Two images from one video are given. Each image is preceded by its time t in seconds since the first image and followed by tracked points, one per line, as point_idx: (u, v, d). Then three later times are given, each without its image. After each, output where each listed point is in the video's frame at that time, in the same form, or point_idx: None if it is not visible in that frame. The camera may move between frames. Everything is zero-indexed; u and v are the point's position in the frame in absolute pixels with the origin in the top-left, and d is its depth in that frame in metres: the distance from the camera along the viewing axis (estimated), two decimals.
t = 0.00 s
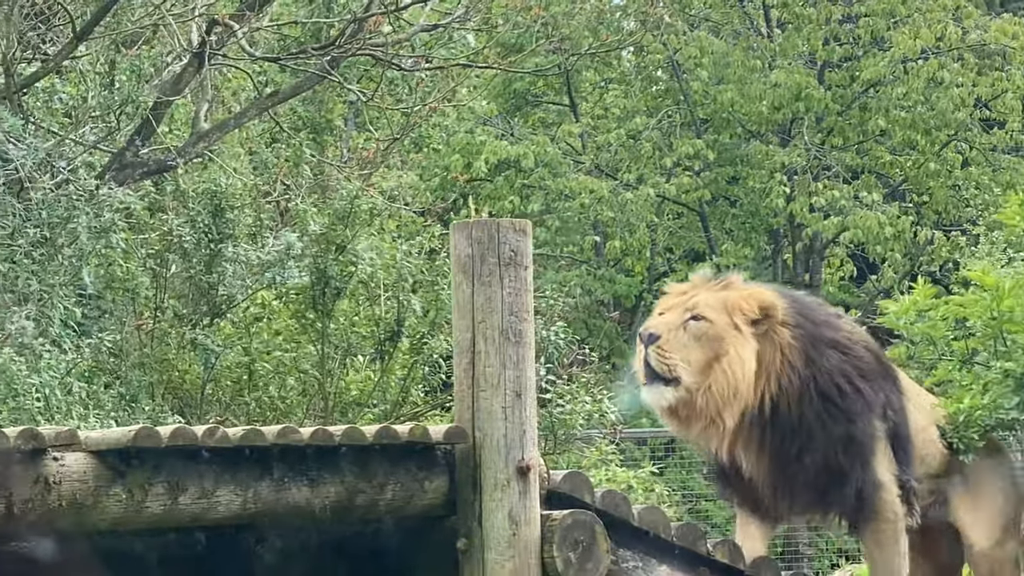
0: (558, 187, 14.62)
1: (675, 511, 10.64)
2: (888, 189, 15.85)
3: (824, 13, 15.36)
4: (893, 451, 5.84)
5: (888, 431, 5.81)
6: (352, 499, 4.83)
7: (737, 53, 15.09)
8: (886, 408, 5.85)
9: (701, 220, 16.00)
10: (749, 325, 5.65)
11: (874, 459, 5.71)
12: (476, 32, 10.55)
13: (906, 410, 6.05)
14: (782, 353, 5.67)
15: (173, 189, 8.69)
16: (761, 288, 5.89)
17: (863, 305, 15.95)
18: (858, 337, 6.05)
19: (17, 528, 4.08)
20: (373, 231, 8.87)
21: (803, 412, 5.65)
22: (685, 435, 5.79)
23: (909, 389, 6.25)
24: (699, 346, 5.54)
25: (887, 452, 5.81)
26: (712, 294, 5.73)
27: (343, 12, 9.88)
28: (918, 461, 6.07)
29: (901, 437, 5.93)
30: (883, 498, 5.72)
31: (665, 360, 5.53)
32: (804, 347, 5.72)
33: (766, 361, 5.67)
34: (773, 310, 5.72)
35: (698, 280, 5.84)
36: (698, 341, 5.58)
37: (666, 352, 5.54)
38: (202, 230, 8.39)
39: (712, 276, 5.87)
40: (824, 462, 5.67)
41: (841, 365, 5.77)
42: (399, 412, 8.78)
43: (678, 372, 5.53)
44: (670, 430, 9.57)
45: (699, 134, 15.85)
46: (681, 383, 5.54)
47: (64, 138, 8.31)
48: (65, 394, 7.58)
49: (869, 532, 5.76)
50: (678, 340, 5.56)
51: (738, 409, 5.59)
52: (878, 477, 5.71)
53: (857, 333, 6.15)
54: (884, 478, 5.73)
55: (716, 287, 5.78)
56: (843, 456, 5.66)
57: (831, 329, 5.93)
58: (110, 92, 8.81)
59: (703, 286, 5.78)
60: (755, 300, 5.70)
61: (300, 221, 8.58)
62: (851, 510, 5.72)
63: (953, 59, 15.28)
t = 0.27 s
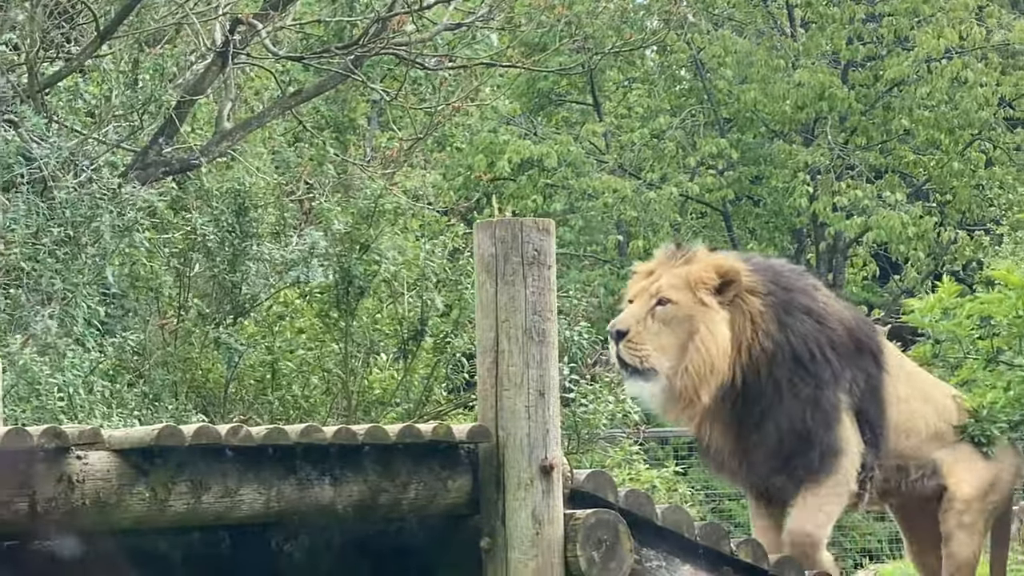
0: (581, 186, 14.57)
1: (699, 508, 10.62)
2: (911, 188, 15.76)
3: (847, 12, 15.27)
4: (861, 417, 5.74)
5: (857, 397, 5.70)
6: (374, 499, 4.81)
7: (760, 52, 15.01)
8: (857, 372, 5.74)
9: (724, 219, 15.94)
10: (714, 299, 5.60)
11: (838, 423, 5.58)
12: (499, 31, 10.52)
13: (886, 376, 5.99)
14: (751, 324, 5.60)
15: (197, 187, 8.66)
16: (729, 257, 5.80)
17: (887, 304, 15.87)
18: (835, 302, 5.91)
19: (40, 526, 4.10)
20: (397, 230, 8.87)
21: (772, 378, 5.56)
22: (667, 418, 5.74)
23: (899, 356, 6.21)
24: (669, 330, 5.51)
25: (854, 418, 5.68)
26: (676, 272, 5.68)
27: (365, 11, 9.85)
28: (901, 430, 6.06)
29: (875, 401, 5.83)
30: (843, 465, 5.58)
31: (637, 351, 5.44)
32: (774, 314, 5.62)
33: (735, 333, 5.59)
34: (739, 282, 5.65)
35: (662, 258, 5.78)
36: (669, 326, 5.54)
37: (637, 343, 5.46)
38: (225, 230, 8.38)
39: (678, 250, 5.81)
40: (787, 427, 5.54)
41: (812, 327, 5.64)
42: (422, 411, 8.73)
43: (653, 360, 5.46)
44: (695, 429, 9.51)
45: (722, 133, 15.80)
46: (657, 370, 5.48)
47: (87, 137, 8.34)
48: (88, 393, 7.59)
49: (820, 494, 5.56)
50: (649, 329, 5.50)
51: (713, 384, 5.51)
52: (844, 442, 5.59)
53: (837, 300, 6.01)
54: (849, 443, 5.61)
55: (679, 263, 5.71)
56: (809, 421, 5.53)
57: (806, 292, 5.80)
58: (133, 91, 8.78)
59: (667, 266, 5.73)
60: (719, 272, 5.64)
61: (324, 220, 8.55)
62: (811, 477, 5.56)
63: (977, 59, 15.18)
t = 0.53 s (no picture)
0: (596, 190, 14.51)
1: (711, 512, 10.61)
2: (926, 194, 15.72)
3: (863, 17, 15.23)
4: (840, 397, 5.67)
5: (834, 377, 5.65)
6: (391, 504, 4.79)
7: (775, 57, 14.95)
8: (836, 352, 5.70)
9: (739, 223, 15.88)
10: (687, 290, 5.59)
11: (812, 406, 5.55)
12: (516, 36, 10.52)
13: (873, 357, 5.83)
14: (725, 311, 5.58)
15: (214, 190, 8.64)
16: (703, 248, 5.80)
17: (902, 308, 15.82)
18: (815, 285, 5.88)
19: (56, 530, 4.09)
20: (413, 235, 8.82)
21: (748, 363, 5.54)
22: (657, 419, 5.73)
23: (892, 337, 6.04)
24: (648, 329, 5.51)
25: (831, 399, 5.63)
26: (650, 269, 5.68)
27: (380, 15, 9.92)
28: (897, 417, 5.83)
29: (858, 381, 5.73)
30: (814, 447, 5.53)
31: (618, 354, 5.43)
32: (747, 299, 5.61)
33: (711, 323, 5.58)
34: (711, 273, 5.65)
35: (636, 255, 5.79)
36: (648, 325, 5.54)
37: (617, 346, 5.44)
38: (242, 233, 8.40)
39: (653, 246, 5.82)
40: (759, 411, 5.52)
41: (786, 308, 5.63)
42: (438, 415, 8.71)
43: (636, 361, 5.46)
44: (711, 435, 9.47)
45: (738, 138, 15.77)
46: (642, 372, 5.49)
47: (103, 140, 8.39)
48: (104, 396, 7.59)
49: (790, 478, 5.50)
50: (628, 331, 5.50)
51: (695, 378, 5.48)
52: (816, 423, 5.54)
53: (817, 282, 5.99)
54: (823, 424, 5.54)
55: (652, 258, 5.71)
56: (782, 404, 5.52)
57: (783, 276, 5.79)
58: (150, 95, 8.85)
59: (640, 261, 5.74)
60: (689, 263, 5.64)
61: (341, 224, 8.54)
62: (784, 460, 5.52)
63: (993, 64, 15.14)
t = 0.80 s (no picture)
0: (607, 199, 14.46)
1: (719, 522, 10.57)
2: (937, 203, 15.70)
3: (873, 26, 15.19)
4: (841, 395, 5.61)
5: (832, 374, 5.59)
6: (403, 514, 4.77)
7: (786, 66, 14.92)
8: (835, 349, 5.64)
9: (748, 232, 15.85)
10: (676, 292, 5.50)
11: (812, 404, 5.48)
12: (528, 45, 10.51)
13: (872, 355, 5.82)
14: (715, 313, 5.49)
15: (224, 198, 8.70)
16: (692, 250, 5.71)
17: (912, 317, 15.76)
18: (808, 282, 5.84)
19: (68, 540, 4.07)
20: (423, 244, 8.78)
21: (741, 364, 5.45)
22: (646, 423, 5.60)
23: (890, 334, 6.05)
24: (635, 333, 5.41)
25: (832, 396, 5.57)
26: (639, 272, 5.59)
27: (391, 23, 9.92)
28: (897, 417, 5.86)
29: (859, 378, 5.68)
30: (816, 447, 5.47)
31: (606, 359, 5.33)
32: (740, 299, 5.55)
33: (699, 326, 5.49)
34: (699, 275, 5.55)
35: (627, 257, 5.72)
36: (636, 329, 5.44)
37: (606, 350, 5.35)
38: (253, 242, 8.35)
39: (643, 249, 5.74)
40: (758, 411, 5.45)
41: (780, 307, 5.56)
42: (449, 424, 8.69)
43: (623, 366, 5.35)
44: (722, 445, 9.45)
45: (748, 147, 15.76)
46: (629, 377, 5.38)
47: (115, 148, 8.42)
48: (116, 404, 7.59)
49: (793, 479, 5.46)
50: (616, 336, 5.40)
51: (683, 381, 5.38)
52: (815, 422, 5.47)
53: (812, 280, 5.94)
54: (825, 424, 5.48)
55: (641, 261, 5.63)
56: (780, 404, 5.45)
57: (776, 274, 5.73)
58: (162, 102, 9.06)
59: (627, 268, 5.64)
60: (675, 265, 5.54)
61: (352, 232, 8.53)
62: (787, 461, 5.46)
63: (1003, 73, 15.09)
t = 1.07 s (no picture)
0: (615, 211, 14.44)
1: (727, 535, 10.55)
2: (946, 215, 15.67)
3: (883, 38, 15.18)
4: (840, 394, 5.39)
5: (830, 372, 5.38)
6: (414, 526, 4.74)
7: (795, 77, 14.91)
8: (833, 347, 5.43)
9: (757, 244, 15.83)
10: (673, 289, 5.33)
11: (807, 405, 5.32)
12: (538, 55, 10.52)
13: (869, 354, 5.62)
14: (713, 312, 5.31)
15: (234, 209, 8.67)
16: (690, 250, 5.55)
17: (921, 329, 15.71)
18: (805, 279, 5.64)
19: (78, 551, 4.06)
20: (433, 255, 8.76)
21: (736, 364, 5.27)
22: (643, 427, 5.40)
23: (887, 332, 5.86)
24: (631, 330, 5.24)
25: (831, 396, 5.39)
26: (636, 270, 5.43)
27: (401, 34, 9.93)
28: (899, 417, 5.65)
29: (859, 377, 5.46)
30: (812, 449, 5.34)
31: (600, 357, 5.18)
32: (737, 297, 5.36)
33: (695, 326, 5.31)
34: (696, 273, 5.37)
35: (625, 255, 5.56)
36: (630, 326, 5.27)
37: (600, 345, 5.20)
38: (262, 253, 8.32)
39: (640, 247, 5.57)
40: (756, 411, 5.27)
41: (777, 305, 5.37)
42: (458, 436, 8.69)
43: (616, 363, 5.18)
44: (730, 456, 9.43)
45: (757, 158, 15.75)
46: (620, 375, 5.19)
47: (126, 159, 8.41)
48: (125, 414, 7.61)
49: (791, 484, 5.34)
50: (611, 332, 5.24)
51: (677, 381, 5.18)
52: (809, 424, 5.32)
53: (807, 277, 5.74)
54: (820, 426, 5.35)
55: (639, 259, 5.46)
56: (776, 405, 5.26)
57: (771, 272, 5.55)
58: (171, 113, 8.87)
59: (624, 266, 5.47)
60: (672, 264, 5.38)
61: (362, 243, 8.52)
62: (783, 463, 5.31)
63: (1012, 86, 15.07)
